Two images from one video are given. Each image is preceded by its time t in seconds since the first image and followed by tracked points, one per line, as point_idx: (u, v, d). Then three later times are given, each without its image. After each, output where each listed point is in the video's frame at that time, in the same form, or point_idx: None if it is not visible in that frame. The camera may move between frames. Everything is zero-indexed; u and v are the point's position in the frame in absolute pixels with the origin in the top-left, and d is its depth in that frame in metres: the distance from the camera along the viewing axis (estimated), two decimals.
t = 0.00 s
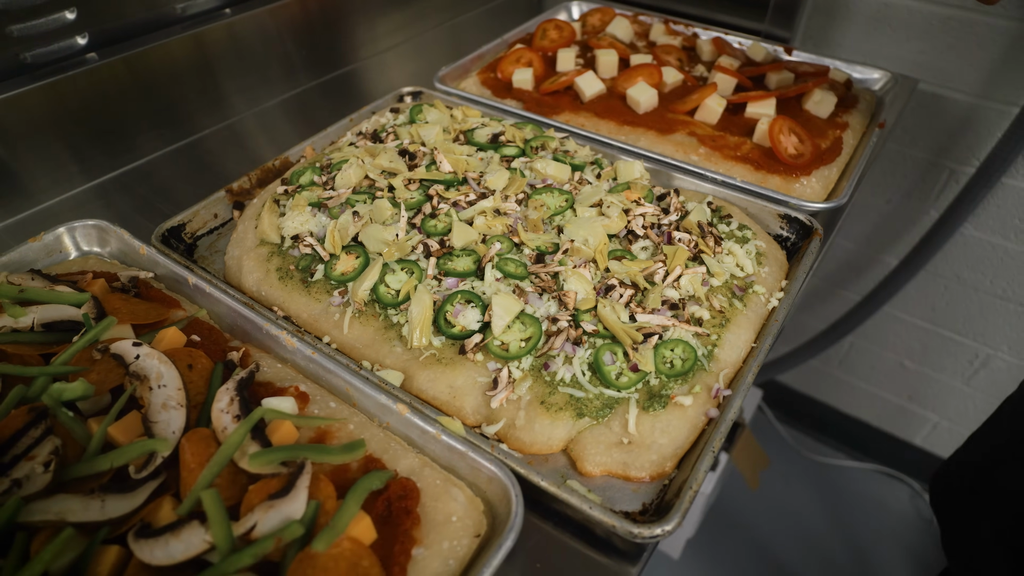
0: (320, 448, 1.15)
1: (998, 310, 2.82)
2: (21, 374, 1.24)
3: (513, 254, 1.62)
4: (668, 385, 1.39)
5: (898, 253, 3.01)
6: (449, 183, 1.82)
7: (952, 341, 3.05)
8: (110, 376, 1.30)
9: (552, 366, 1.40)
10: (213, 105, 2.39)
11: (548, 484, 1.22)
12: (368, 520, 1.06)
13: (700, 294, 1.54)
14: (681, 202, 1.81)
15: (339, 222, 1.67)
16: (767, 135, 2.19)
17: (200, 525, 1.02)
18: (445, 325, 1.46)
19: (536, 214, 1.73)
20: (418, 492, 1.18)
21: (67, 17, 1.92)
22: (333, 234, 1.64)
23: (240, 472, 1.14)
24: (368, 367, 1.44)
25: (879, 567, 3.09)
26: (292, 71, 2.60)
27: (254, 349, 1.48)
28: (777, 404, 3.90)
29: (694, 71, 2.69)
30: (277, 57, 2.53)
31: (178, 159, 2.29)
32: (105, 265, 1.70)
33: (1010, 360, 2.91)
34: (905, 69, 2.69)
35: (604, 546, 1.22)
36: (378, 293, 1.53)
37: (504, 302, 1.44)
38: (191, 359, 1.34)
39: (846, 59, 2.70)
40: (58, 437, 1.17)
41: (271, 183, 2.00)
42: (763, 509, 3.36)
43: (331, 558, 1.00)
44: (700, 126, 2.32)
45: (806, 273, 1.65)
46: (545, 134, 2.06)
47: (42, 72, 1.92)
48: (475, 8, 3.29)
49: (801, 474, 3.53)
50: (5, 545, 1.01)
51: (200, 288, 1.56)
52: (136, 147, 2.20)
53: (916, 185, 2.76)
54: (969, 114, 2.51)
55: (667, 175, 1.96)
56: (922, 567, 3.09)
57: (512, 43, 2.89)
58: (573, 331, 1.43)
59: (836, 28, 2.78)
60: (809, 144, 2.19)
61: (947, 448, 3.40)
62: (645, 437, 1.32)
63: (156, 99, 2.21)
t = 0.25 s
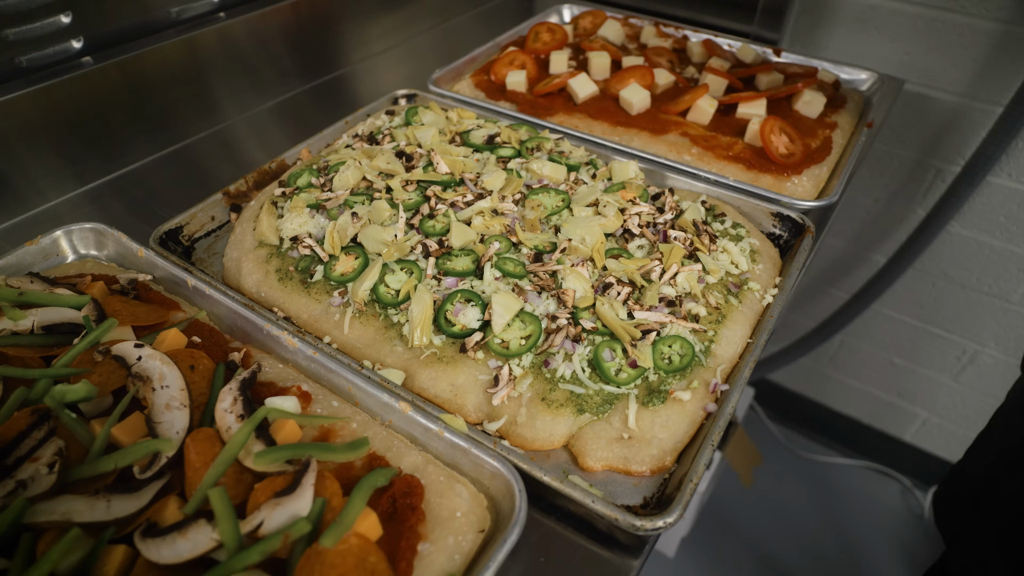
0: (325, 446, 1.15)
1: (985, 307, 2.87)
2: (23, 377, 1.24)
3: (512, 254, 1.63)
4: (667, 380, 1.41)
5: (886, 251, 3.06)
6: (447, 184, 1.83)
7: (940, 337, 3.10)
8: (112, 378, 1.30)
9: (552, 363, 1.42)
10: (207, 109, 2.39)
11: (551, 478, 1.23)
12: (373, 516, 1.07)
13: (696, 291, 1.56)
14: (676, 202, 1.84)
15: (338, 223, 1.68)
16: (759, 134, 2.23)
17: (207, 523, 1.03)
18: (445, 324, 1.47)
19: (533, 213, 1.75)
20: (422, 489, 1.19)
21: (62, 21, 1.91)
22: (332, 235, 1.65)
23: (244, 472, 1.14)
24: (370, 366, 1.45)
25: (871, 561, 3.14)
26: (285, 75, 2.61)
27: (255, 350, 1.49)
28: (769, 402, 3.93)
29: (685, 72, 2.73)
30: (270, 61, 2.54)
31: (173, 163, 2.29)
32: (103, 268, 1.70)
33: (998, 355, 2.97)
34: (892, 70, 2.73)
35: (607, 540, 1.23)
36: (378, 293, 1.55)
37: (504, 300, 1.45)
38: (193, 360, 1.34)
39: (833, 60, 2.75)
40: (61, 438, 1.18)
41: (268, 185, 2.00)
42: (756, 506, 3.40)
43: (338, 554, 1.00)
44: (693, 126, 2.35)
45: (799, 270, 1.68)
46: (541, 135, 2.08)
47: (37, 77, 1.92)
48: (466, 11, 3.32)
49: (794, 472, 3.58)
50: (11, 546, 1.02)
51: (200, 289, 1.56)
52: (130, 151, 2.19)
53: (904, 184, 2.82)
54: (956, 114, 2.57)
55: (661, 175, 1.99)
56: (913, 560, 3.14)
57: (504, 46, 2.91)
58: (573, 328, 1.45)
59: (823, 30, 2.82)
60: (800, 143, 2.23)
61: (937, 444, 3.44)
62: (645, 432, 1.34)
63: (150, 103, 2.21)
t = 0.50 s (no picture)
0: (326, 446, 1.17)
1: (973, 309, 2.92)
2: (23, 379, 1.25)
3: (508, 256, 1.65)
4: (664, 380, 1.43)
5: (876, 254, 3.10)
6: (443, 187, 1.85)
7: (929, 340, 3.14)
8: (112, 379, 1.30)
9: (550, 363, 1.43)
10: (203, 113, 2.40)
11: (549, 477, 1.24)
12: (374, 515, 1.08)
13: (691, 293, 1.58)
14: (670, 205, 1.86)
15: (336, 225, 1.69)
16: (751, 139, 2.26)
17: (209, 522, 1.04)
18: (443, 325, 1.49)
19: (529, 216, 1.76)
20: (422, 489, 1.20)
21: (60, 25, 1.91)
22: (330, 238, 1.66)
23: (246, 472, 1.15)
24: (368, 367, 1.46)
25: (862, 562, 3.17)
26: (280, 79, 2.62)
27: (254, 352, 1.50)
28: (761, 405, 3.95)
29: (678, 78, 2.76)
30: (265, 66, 2.55)
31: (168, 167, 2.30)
32: (100, 271, 1.70)
33: (986, 358, 3.01)
34: (881, 75, 2.78)
35: (605, 539, 1.25)
36: (376, 295, 1.56)
37: (502, 302, 1.47)
38: (192, 362, 1.35)
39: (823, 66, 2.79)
40: (61, 439, 1.18)
41: (264, 188, 2.00)
42: (749, 509, 3.43)
43: (340, 552, 1.01)
44: (685, 131, 2.38)
45: (792, 272, 1.71)
46: (536, 139, 2.10)
47: (34, 81, 1.92)
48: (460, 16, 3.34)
49: (786, 474, 3.61)
50: (13, 546, 1.03)
51: (198, 292, 1.57)
52: (125, 156, 2.20)
53: (893, 188, 2.87)
54: (944, 119, 2.62)
55: (654, 179, 2.01)
56: (904, 561, 3.17)
57: (498, 51, 2.94)
58: (570, 329, 1.46)
59: (812, 36, 2.87)
60: (791, 147, 2.26)
61: (926, 446, 3.49)
62: (642, 431, 1.36)
63: (145, 107, 2.22)
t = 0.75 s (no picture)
0: (327, 445, 1.17)
1: (971, 312, 2.93)
2: (25, 378, 1.26)
3: (508, 257, 1.66)
4: (663, 380, 1.44)
5: (874, 256, 3.12)
6: (443, 189, 1.86)
7: (928, 342, 3.15)
8: (114, 379, 1.31)
9: (550, 363, 1.44)
10: (203, 116, 2.41)
11: (549, 476, 1.25)
12: (375, 513, 1.09)
13: (690, 293, 1.59)
14: (669, 206, 1.87)
15: (337, 227, 1.70)
16: (749, 141, 2.27)
17: (211, 521, 1.05)
18: (443, 326, 1.50)
19: (529, 218, 1.77)
20: (422, 487, 1.21)
21: (62, 28, 1.93)
22: (330, 239, 1.67)
23: (247, 470, 1.16)
24: (369, 367, 1.47)
25: (861, 565, 3.18)
26: (279, 82, 2.63)
27: (255, 352, 1.50)
28: (759, 408, 3.96)
29: (676, 80, 2.78)
30: (265, 69, 2.57)
31: (168, 169, 2.31)
32: (101, 272, 1.71)
33: (984, 360, 3.02)
34: (878, 78, 2.80)
35: (604, 538, 1.25)
36: (377, 295, 1.56)
37: (502, 302, 1.47)
38: (194, 362, 1.36)
39: (820, 69, 2.81)
40: (63, 438, 1.19)
41: (265, 190, 2.01)
42: (748, 511, 3.43)
43: (341, 550, 1.02)
44: (684, 133, 2.40)
45: (790, 273, 1.72)
46: (535, 142, 2.12)
47: (37, 83, 1.93)
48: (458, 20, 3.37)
49: (784, 477, 3.62)
50: (16, 544, 1.04)
51: (199, 292, 1.58)
52: (125, 158, 2.21)
53: (891, 190, 2.88)
54: (941, 122, 2.63)
55: (653, 181, 2.02)
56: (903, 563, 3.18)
57: (497, 54, 2.95)
58: (569, 330, 1.47)
59: (810, 40, 2.89)
60: (789, 150, 2.27)
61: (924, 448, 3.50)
62: (641, 431, 1.36)
63: (146, 110, 2.23)
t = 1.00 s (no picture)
0: (325, 445, 1.19)
1: (972, 316, 2.93)
2: (28, 378, 1.28)
3: (506, 260, 1.67)
4: (659, 382, 1.45)
5: (874, 260, 3.13)
6: (442, 193, 1.88)
7: (928, 346, 3.16)
8: (116, 379, 1.33)
9: (547, 365, 1.45)
10: (205, 120, 2.44)
11: (546, 477, 1.26)
12: (373, 512, 1.10)
13: (687, 296, 1.60)
14: (667, 209, 1.89)
15: (337, 229, 1.71)
16: (748, 145, 2.29)
17: (210, 519, 1.06)
18: (442, 327, 1.51)
19: (527, 221, 1.79)
20: (420, 488, 1.22)
21: (67, 33, 1.96)
22: (330, 241, 1.68)
23: (247, 470, 1.17)
24: (368, 368, 1.48)
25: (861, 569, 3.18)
26: (281, 87, 2.66)
27: (255, 354, 1.52)
28: (759, 412, 3.96)
29: (675, 85, 2.79)
30: (267, 74, 2.59)
31: (170, 173, 2.33)
32: (104, 274, 1.73)
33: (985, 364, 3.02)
34: (878, 82, 2.80)
35: (600, 539, 1.26)
36: (376, 298, 1.58)
37: (499, 304, 1.49)
38: (195, 363, 1.37)
39: (819, 73, 2.82)
40: (66, 438, 1.21)
41: (266, 194, 2.03)
42: (748, 515, 3.43)
43: (339, 548, 1.03)
44: (682, 137, 2.41)
45: (787, 276, 1.73)
46: (534, 146, 2.13)
47: (42, 87, 1.95)
48: (459, 25, 3.40)
49: (785, 481, 3.62)
50: (19, 541, 1.05)
51: (200, 294, 1.59)
52: (129, 161, 2.23)
53: (891, 194, 2.89)
54: (941, 126, 2.65)
55: (652, 184, 2.04)
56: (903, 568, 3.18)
57: (497, 59, 2.97)
58: (567, 332, 1.48)
59: (810, 44, 2.91)
60: (788, 153, 2.28)
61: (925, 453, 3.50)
62: (638, 432, 1.37)
63: (150, 114, 2.25)
